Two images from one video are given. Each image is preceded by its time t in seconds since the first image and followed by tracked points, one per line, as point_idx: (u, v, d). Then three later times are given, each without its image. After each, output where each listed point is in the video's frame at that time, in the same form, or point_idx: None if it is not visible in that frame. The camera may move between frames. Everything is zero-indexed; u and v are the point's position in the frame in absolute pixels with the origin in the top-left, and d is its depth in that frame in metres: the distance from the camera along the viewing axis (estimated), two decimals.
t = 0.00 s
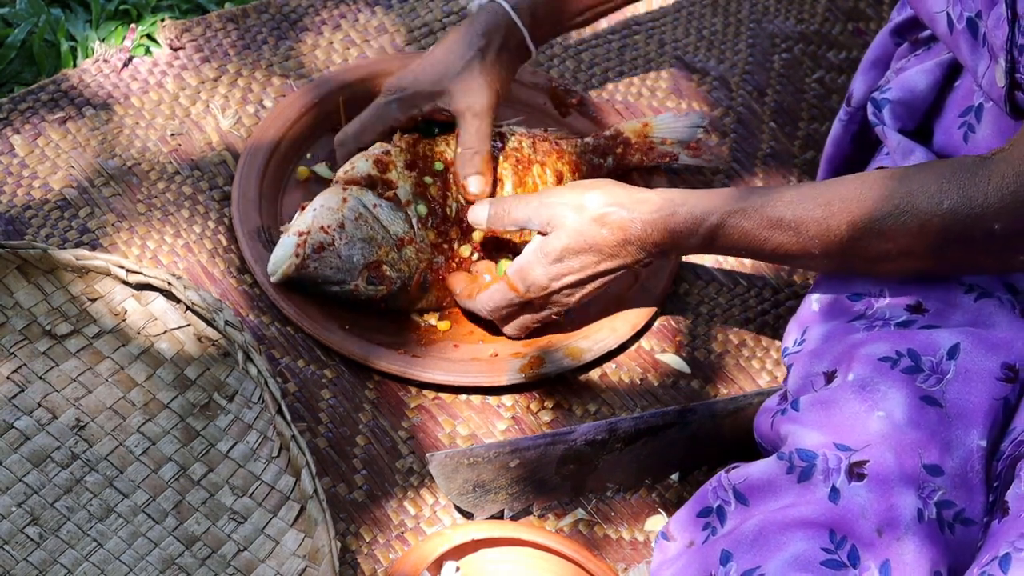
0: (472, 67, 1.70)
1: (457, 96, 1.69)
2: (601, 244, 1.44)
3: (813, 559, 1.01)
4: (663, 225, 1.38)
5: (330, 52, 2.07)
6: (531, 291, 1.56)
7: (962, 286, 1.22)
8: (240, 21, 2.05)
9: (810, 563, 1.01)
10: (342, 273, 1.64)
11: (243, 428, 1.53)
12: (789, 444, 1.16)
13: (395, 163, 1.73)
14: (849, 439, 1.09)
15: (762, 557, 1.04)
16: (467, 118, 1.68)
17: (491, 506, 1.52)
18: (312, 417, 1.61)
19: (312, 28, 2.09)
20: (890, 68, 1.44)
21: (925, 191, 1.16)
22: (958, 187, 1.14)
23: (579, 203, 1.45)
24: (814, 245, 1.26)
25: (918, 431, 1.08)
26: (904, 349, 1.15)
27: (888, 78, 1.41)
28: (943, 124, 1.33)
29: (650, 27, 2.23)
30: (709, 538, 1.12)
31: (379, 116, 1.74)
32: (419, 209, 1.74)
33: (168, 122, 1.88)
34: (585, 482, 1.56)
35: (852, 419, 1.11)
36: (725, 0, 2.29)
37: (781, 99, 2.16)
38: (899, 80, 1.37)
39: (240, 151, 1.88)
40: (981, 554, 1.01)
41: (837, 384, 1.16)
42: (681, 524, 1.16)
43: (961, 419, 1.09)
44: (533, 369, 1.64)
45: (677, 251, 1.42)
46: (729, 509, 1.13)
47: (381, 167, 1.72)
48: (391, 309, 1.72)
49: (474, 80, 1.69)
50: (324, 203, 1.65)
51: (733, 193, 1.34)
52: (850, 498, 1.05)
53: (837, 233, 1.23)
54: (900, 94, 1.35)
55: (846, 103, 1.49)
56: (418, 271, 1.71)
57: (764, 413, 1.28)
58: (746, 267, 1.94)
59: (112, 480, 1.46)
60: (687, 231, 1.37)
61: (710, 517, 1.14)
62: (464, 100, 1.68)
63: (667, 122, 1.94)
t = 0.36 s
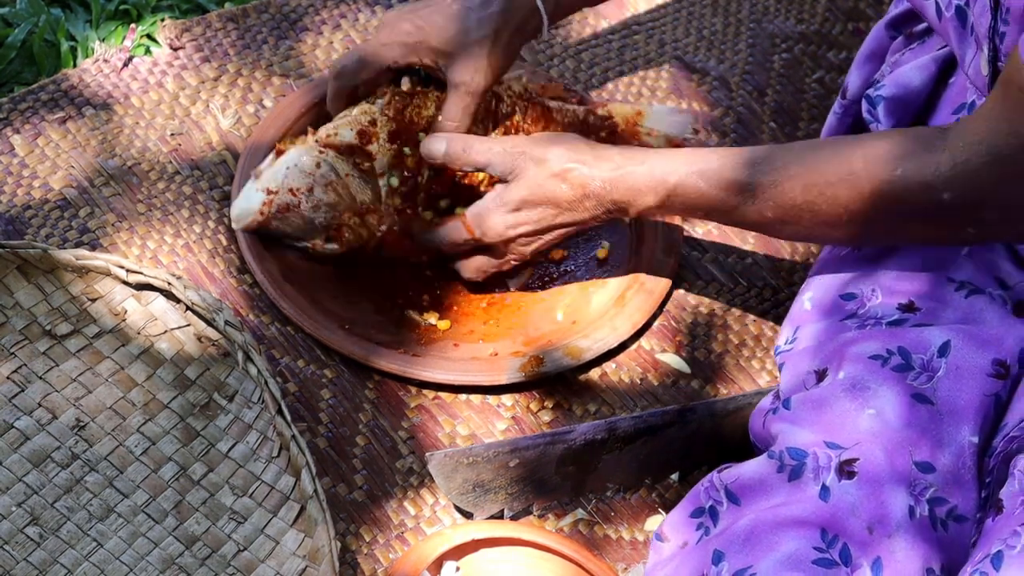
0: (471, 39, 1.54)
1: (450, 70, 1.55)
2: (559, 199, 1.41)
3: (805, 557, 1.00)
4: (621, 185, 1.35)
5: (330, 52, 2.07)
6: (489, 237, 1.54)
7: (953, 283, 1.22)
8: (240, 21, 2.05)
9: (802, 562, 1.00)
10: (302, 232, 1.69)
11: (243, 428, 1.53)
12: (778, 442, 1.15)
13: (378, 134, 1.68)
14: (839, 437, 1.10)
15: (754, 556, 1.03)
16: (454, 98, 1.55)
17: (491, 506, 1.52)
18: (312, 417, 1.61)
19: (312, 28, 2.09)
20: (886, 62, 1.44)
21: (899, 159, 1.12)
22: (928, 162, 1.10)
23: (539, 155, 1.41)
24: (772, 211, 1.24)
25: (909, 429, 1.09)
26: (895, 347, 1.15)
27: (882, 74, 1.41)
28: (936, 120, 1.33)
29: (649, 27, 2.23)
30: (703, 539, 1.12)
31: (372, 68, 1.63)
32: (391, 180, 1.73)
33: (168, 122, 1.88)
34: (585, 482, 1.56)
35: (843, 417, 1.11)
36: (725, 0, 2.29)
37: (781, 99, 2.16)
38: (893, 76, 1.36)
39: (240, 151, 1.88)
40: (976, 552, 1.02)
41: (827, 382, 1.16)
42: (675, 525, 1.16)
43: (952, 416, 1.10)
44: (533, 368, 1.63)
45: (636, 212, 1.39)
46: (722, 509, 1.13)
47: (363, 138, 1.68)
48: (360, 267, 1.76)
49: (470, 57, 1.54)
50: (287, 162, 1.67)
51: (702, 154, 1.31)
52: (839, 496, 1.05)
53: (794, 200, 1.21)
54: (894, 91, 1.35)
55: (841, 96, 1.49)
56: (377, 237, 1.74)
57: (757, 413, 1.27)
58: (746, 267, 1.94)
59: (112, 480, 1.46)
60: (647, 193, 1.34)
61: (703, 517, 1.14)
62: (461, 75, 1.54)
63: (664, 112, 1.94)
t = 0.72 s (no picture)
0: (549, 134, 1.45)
1: (527, 160, 1.49)
2: (613, 267, 1.31)
3: (802, 558, 1.00)
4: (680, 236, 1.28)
5: (330, 52, 2.07)
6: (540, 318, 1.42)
7: (956, 291, 1.22)
8: (240, 21, 2.05)
9: (798, 563, 1.00)
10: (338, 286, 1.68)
11: (243, 428, 1.53)
12: (776, 442, 1.15)
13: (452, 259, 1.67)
14: (838, 438, 1.09)
15: (750, 557, 1.03)
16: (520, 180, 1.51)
17: (491, 505, 1.53)
18: (312, 417, 1.61)
19: (312, 28, 2.09)
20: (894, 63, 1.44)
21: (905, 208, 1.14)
22: (947, 198, 1.12)
23: (587, 227, 1.31)
24: (836, 261, 1.20)
25: (908, 430, 1.08)
26: (896, 348, 1.16)
27: (892, 73, 1.41)
28: (946, 120, 1.34)
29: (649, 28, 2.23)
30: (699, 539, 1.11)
31: (451, 156, 1.49)
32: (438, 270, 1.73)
33: (168, 122, 1.88)
34: (585, 482, 1.57)
35: (843, 418, 1.11)
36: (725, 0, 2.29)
37: (781, 99, 2.17)
38: (904, 76, 1.37)
39: (240, 151, 1.88)
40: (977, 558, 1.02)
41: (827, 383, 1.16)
42: (671, 524, 1.16)
43: (952, 418, 1.09)
44: (533, 368, 1.64)
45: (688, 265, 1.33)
46: (719, 509, 1.13)
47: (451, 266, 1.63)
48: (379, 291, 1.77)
49: (547, 153, 1.47)
50: (374, 283, 1.64)
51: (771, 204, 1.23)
52: (837, 498, 1.05)
53: (861, 254, 1.17)
54: (905, 91, 1.36)
55: (848, 96, 1.51)
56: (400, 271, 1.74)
57: (757, 414, 1.27)
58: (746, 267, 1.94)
59: (112, 480, 1.46)
60: (701, 245, 1.28)
61: (699, 517, 1.14)
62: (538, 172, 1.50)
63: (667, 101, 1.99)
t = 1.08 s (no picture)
0: (636, 178, 1.53)
1: (601, 202, 1.53)
2: (698, 312, 1.35)
3: (826, 563, 1.04)
4: (778, 277, 1.28)
5: (330, 51, 2.07)
6: (624, 361, 1.49)
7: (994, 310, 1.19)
8: (240, 21, 2.05)
9: (823, 567, 1.03)
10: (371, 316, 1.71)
11: (243, 428, 1.53)
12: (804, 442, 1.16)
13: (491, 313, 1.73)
14: (867, 443, 1.10)
15: (773, 560, 1.06)
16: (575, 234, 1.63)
17: (491, 505, 1.52)
18: (312, 417, 1.61)
19: (313, 28, 2.09)
20: (934, 61, 1.46)
21: (929, 248, 1.18)
22: (993, 239, 1.13)
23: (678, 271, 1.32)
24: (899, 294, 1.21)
25: (938, 438, 1.08)
26: (928, 353, 1.15)
27: (933, 70, 1.44)
28: (986, 119, 1.37)
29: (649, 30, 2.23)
30: (718, 538, 1.15)
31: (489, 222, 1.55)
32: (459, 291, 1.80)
33: (168, 121, 1.88)
34: (585, 482, 1.57)
35: (873, 423, 1.11)
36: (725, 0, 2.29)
37: (781, 98, 2.17)
38: (948, 74, 1.39)
39: (240, 151, 1.88)
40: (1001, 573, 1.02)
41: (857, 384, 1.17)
42: (687, 520, 1.19)
43: (981, 428, 1.09)
44: (532, 372, 1.64)
45: (784, 303, 1.32)
46: (739, 508, 1.16)
47: (510, 349, 1.69)
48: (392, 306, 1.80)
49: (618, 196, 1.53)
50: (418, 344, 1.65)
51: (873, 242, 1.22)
52: (866, 503, 1.06)
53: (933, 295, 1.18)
54: (948, 88, 1.38)
55: (878, 91, 1.53)
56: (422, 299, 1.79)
57: (779, 414, 1.29)
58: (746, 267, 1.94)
59: (112, 480, 1.46)
60: (799, 284, 1.27)
61: (719, 515, 1.17)
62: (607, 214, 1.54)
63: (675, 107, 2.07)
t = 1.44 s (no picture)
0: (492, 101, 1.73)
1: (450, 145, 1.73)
2: (721, 326, 1.35)
3: (828, 565, 1.04)
4: (810, 301, 1.29)
5: (330, 51, 2.07)
6: (633, 360, 1.53)
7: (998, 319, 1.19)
8: (240, 21, 2.05)
9: (825, 569, 1.03)
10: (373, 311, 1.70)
11: (243, 428, 1.53)
12: (808, 444, 1.17)
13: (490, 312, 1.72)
14: (870, 446, 1.10)
15: (776, 561, 1.06)
16: (458, 148, 1.73)
17: (492, 506, 1.52)
18: (312, 417, 1.61)
19: (313, 28, 2.09)
20: (939, 62, 1.46)
21: (961, 261, 1.18)
22: None
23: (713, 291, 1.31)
24: (916, 307, 1.21)
25: (939, 441, 1.08)
26: (930, 356, 1.15)
27: (938, 71, 1.44)
28: (992, 119, 1.37)
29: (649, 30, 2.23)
30: (718, 538, 1.15)
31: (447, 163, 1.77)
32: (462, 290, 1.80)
33: (168, 121, 1.88)
34: (585, 482, 1.57)
35: (876, 426, 1.11)
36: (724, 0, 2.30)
37: (781, 98, 2.16)
38: (953, 73, 1.39)
39: (240, 151, 1.88)
40: None
41: (859, 387, 1.17)
42: (689, 521, 1.20)
43: (983, 431, 1.09)
44: (532, 372, 1.64)
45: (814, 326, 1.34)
46: (741, 509, 1.16)
47: (510, 349, 1.69)
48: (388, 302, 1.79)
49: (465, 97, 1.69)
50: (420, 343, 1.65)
51: (902, 259, 1.23)
52: (868, 506, 1.06)
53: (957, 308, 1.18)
54: (955, 87, 1.38)
55: (883, 93, 1.53)
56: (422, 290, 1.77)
57: (781, 417, 1.30)
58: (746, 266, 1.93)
59: (112, 480, 1.46)
60: (830, 306, 1.28)
61: (720, 516, 1.18)
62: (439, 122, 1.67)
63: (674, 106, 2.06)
